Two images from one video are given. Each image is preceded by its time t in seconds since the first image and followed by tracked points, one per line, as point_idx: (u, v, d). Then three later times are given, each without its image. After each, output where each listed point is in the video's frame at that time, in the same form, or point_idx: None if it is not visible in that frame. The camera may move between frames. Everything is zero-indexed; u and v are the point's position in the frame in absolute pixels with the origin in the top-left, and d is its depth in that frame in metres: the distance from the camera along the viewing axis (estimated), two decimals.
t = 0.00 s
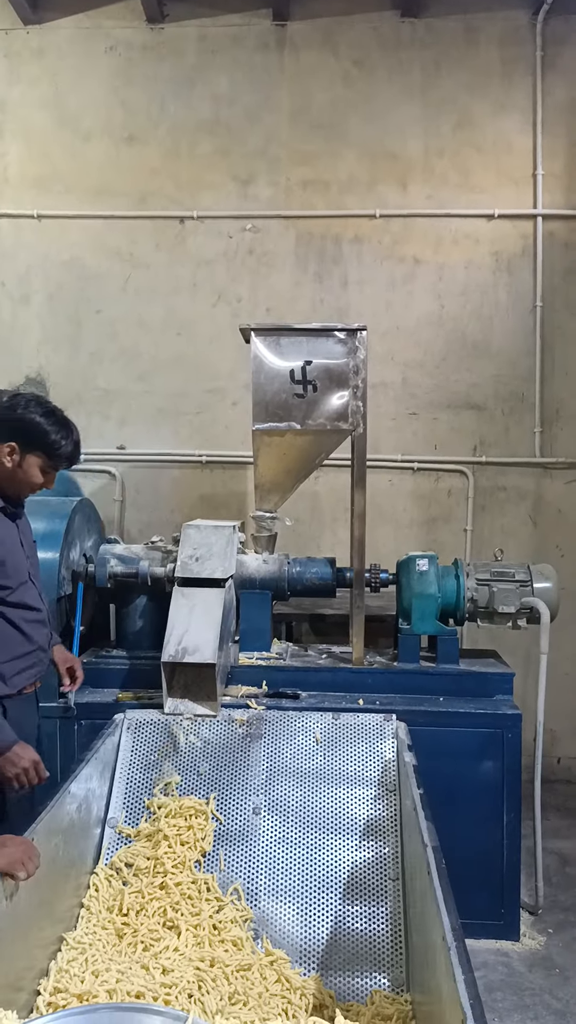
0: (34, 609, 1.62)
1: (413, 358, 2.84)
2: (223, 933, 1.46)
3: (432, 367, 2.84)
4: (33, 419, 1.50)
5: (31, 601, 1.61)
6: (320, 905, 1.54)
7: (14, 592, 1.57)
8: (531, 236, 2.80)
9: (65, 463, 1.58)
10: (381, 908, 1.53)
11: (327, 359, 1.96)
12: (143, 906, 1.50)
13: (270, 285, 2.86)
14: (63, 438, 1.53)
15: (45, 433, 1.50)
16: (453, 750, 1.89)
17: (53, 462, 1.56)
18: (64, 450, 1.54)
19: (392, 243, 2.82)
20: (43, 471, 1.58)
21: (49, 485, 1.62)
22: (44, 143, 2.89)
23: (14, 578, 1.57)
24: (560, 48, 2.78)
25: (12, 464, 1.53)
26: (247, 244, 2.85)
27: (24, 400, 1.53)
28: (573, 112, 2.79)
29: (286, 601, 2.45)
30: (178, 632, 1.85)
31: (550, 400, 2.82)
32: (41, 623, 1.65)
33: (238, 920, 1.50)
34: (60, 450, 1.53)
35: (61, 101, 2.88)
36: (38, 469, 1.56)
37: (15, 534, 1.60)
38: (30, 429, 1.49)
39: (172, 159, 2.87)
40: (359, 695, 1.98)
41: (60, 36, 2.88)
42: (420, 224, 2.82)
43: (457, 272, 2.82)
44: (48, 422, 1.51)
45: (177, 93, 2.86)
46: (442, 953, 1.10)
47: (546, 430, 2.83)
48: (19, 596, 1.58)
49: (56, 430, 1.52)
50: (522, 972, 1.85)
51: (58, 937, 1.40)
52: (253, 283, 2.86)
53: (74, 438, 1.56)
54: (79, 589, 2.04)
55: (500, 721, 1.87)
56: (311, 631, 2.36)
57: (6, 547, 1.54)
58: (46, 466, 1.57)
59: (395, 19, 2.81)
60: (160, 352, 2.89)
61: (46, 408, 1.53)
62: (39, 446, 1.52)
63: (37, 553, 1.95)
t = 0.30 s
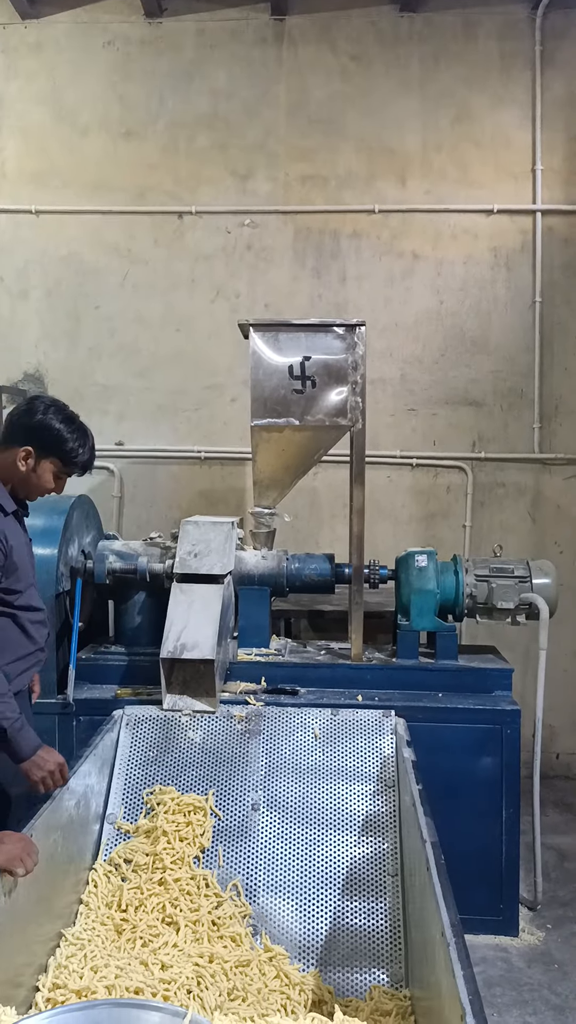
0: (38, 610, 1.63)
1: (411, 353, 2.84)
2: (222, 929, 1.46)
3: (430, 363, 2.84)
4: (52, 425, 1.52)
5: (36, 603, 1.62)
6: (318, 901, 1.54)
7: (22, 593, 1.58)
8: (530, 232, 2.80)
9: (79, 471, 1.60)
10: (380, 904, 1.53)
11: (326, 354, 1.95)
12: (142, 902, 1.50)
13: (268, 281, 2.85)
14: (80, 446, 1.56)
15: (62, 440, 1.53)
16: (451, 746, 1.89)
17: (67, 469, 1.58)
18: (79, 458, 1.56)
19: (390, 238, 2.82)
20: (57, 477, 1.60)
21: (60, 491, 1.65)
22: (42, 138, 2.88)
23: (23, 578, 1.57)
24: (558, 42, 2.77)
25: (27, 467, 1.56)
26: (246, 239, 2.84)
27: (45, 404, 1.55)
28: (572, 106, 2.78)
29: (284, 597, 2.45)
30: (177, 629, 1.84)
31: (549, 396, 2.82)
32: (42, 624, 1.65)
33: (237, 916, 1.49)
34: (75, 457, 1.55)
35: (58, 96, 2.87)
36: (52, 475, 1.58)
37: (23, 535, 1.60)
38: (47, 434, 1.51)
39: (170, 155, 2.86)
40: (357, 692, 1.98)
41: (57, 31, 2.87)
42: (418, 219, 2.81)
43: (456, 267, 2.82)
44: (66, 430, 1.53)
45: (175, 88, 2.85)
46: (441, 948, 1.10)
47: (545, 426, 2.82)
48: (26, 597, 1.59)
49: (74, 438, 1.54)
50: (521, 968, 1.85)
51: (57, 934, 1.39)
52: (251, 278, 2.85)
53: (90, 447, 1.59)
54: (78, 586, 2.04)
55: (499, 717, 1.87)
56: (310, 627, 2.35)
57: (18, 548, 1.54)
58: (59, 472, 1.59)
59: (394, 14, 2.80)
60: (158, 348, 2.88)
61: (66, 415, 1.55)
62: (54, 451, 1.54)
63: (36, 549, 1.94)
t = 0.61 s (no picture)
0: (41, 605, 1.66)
1: (412, 350, 2.84)
2: (221, 926, 1.46)
3: (431, 360, 2.83)
4: (60, 424, 1.52)
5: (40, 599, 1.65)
6: (318, 898, 1.54)
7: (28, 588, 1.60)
8: (531, 229, 2.79)
9: (86, 470, 1.60)
10: (379, 901, 1.52)
11: (327, 351, 1.95)
12: (141, 899, 1.49)
13: (268, 277, 2.85)
14: (88, 445, 1.56)
15: (69, 438, 1.52)
16: (451, 743, 1.89)
17: (74, 467, 1.58)
18: (86, 457, 1.56)
19: (391, 235, 2.81)
20: (64, 475, 1.60)
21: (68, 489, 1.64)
22: (42, 133, 2.87)
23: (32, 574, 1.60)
24: (560, 39, 2.76)
25: (35, 464, 1.55)
26: (247, 236, 2.84)
27: (54, 403, 1.55)
28: (574, 103, 2.77)
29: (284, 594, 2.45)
30: (176, 626, 1.84)
31: (550, 394, 2.82)
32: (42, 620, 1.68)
33: (236, 913, 1.49)
34: (82, 456, 1.55)
35: (59, 91, 2.87)
36: (60, 474, 1.58)
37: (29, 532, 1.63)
38: (55, 432, 1.51)
39: (171, 151, 2.85)
40: (357, 689, 1.98)
41: (58, 26, 2.87)
42: (419, 216, 2.81)
43: (457, 264, 2.81)
44: (74, 429, 1.53)
45: (176, 83, 2.84)
46: (441, 946, 1.09)
47: (546, 424, 2.82)
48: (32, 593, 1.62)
49: (81, 437, 1.54)
50: (520, 966, 1.85)
51: (56, 930, 1.39)
52: (252, 275, 2.85)
53: (98, 447, 1.59)
54: (77, 582, 2.03)
55: (499, 715, 1.87)
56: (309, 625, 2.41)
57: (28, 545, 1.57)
58: (67, 470, 1.59)
59: (396, 10, 2.79)
60: (158, 345, 2.87)
61: (74, 414, 1.55)
62: (61, 449, 1.54)
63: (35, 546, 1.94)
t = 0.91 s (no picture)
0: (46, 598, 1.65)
1: (414, 349, 2.83)
2: (222, 924, 1.46)
3: (433, 359, 2.83)
4: (61, 414, 1.54)
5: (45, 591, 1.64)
6: (319, 897, 1.54)
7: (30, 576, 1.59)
8: (533, 228, 2.79)
9: (91, 460, 1.60)
10: (380, 900, 1.52)
11: (329, 350, 1.94)
12: (142, 898, 1.49)
13: (270, 276, 2.84)
14: (89, 434, 1.56)
15: (71, 427, 1.53)
16: (452, 742, 1.89)
17: (79, 457, 1.58)
18: (89, 445, 1.56)
19: (393, 234, 2.81)
20: (71, 466, 1.60)
21: (74, 482, 1.64)
22: (44, 131, 2.87)
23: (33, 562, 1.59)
24: (563, 38, 2.76)
25: (40, 455, 1.56)
26: (249, 234, 2.84)
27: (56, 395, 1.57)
28: None
29: (286, 593, 2.45)
30: (178, 625, 1.84)
31: (552, 393, 2.81)
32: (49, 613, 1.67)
33: (238, 912, 1.49)
34: (84, 444, 1.56)
35: (61, 89, 2.86)
36: (65, 464, 1.58)
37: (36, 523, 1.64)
38: (56, 422, 1.52)
39: (173, 149, 2.85)
40: (359, 688, 1.98)
41: (61, 23, 2.86)
42: (422, 215, 2.81)
43: (459, 263, 2.81)
44: (74, 417, 1.54)
45: (178, 81, 2.84)
46: (442, 945, 1.09)
47: (548, 423, 2.82)
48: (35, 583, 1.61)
49: (82, 425, 1.55)
50: (521, 965, 1.85)
51: (57, 928, 1.39)
52: (254, 273, 2.84)
53: (100, 436, 1.59)
54: (78, 581, 2.03)
55: (500, 714, 1.87)
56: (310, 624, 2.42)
57: (32, 533, 1.57)
58: (72, 460, 1.59)
59: (398, 8, 2.79)
60: (160, 343, 2.87)
61: (76, 404, 1.56)
62: (65, 439, 1.55)
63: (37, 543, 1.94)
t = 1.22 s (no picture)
0: (49, 594, 1.67)
1: (417, 349, 2.83)
2: (224, 924, 1.45)
3: (436, 359, 2.83)
4: (65, 412, 1.62)
5: (47, 586, 1.66)
6: (320, 897, 1.53)
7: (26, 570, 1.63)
8: (536, 228, 2.79)
9: (95, 456, 1.67)
10: (381, 901, 1.52)
11: (331, 349, 1.94)
12: (144, 897, 1.49)
13: (273, 276, 2.84)
14: (92, 430, 1.64)
15: (74, 423, 1.61)
16: (454, 742, 1.88)
17: (84, 453, 1.65)
18: (92, 440, 1.63)
19: (396, 234, 2.81)
20: (76, 462, 1.67)
21: (81, 479, 1.72)
22: (47, 130, 2.87)
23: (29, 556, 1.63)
24: (566, 37, 2.75)
25: (46, 451, 1.64)
26: (251, 234, 2.84)
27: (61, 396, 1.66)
28: None
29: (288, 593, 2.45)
30: (180, 625, 1.84)
31: (555, 393, 2.81)
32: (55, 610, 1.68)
33: (239, 912, 1.49)
34: (88, 439, 1.63)
35: (64, 89, 2.87)
36: (70, 459, 1.65)
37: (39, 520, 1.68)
38: (60, 419, 1.61)
39: (176, 149, 2.85)
40: (360, 688, 1.97)
41: (64, 23, 2.87)
42: (425, 215, 2.81)
43: (462, 263, 2.81)
44: (77, 414, 1.62)
45: (181, 81, 2.84)
46: (443, 946, 1.09)
47: (550, 423, 2.81)
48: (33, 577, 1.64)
49: (85, 421, 1.62)
50: (522, 965, 1.85)
51: (58, 928, 1.39)
52: (257, 273, 2.84)
53: (104, 432, 1.66)
54: (81, 581, 2.03)
55: (502, 714, 1.87)
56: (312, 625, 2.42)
57: (23, 527, 1.62)
58: (77, 456, 1.66)
59: (402, 8, 2.79)
60: (162, 342, 2.87)
61: (79, 403, 1.64)
62: (69, 435, 1.62)
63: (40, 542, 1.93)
